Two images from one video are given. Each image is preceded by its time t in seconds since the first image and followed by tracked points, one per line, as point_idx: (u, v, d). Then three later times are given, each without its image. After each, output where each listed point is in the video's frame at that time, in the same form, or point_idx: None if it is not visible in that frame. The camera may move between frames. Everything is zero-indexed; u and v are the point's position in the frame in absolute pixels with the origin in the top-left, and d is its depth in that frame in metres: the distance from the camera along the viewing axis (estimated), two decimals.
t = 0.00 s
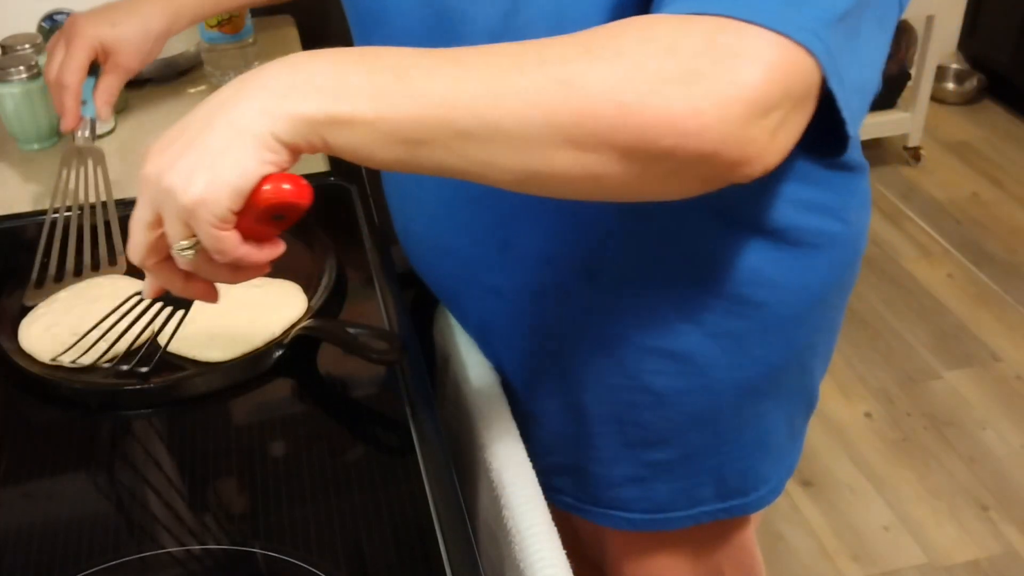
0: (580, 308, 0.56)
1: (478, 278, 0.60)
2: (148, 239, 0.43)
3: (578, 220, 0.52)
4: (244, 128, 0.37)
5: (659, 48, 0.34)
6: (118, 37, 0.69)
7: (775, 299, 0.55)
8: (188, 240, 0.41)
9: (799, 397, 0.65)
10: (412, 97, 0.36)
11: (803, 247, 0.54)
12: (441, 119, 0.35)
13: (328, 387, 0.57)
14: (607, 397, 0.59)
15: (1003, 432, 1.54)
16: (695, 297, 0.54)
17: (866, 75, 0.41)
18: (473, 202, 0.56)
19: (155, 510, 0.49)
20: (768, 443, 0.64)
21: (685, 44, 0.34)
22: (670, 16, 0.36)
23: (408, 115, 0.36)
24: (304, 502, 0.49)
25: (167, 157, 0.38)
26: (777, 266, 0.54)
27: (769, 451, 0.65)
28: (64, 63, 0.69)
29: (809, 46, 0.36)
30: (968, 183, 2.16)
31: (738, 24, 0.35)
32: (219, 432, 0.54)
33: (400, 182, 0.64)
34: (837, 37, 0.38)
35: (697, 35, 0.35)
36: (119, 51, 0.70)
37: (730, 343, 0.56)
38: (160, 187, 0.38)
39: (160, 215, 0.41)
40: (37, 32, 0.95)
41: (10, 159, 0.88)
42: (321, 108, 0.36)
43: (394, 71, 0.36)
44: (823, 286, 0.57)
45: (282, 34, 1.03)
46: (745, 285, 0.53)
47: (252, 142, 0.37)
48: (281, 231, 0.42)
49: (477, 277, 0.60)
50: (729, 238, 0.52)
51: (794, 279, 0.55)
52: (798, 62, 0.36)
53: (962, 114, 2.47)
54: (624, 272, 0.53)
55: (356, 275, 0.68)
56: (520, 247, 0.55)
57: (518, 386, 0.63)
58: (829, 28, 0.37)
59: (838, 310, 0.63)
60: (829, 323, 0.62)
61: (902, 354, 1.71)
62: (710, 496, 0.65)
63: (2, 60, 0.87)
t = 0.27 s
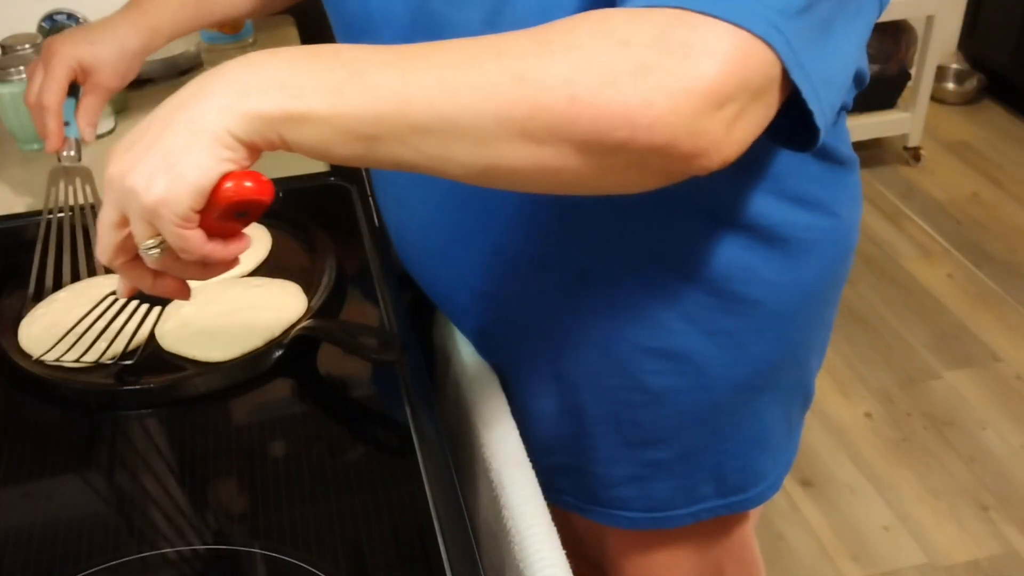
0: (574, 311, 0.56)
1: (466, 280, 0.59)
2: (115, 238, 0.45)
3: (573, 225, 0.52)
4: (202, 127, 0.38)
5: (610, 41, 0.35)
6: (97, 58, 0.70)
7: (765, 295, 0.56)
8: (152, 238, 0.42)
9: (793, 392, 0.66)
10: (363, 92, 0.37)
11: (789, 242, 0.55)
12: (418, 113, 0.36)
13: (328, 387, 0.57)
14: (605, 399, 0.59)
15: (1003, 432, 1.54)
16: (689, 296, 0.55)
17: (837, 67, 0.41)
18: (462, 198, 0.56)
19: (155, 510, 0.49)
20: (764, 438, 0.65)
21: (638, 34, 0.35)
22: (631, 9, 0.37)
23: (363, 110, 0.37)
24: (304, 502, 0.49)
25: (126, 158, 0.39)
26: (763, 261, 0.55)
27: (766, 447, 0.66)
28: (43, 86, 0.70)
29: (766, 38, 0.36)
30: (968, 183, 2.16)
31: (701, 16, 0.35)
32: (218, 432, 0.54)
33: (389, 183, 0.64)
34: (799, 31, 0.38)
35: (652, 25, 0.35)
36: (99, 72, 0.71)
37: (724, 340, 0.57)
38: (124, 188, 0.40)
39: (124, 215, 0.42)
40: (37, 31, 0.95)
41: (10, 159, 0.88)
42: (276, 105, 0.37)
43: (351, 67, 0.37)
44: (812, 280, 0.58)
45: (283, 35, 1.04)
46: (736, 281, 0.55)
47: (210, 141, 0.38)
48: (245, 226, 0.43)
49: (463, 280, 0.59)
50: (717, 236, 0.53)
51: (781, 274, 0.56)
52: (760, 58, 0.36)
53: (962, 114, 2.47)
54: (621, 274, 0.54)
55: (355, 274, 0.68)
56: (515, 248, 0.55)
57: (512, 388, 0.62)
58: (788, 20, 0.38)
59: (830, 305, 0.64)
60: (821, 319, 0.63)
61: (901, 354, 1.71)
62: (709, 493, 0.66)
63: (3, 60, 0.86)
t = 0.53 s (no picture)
0: (571, 312, 0.56)
1: (459, 284, 0.58)
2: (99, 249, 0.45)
3: (571, 227, 0.52)
4: (183, 139, 0.38)
5: (589, 43, 0.36)
6: (90, 82, 0.70)
7: (761, 294, 0.56)
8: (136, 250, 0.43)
9: (790, 391, 0.66)
10: (340, 101, 0.37)
11: (784, 240, 0.56)
12: (407, 113, 0.36)
13: (328, 387, 0.57)
14: (602, 400, 0.59)
15: (1002, 432, 1.54)
16: (685, 296, 0.55)
17: (818, 66, 0.41)
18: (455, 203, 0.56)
19: (155, 510, 0.49)
20: (761, 437, 0.65)
21: (615, 37, 0.36)
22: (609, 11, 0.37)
23: (343, 116, 0.37)
24: (304, 503, 0.49)
25: (108, 172, 0.40)
26: (757, 260, 0.55)
27: (764, 445, 0.66)
28: (37, 114, 0.69)
29: (743, 38, 0.36)
30: (968, 183, 2.16)
31: (681, 18, 0.36)
32: (218, 432, 0.54)
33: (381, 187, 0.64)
34: (779, 31, 0.38)
35: (629, 28, 0.36)
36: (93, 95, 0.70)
37: (720, 339, 0.57)
38: (107, 202, 0.40)
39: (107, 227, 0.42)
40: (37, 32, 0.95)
41: (11, 159, 0.88)
42: (254, 117, 0.38)
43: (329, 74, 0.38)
44: (808, 279, 0.58)
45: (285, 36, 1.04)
46: (732, 281, 0.55)
47: (189, 153, 0.39)
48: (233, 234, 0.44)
49: (455, 283, 0.59)
50: (712, 237, 0.53)
51: (776, 273, 0.56)
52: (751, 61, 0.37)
53: (963, 114, 2.47)
54: (618, 275, 0.54)
55: (354, 275, 0.68)
56: (511, 250, 0.55)
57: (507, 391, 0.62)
58: (768, 21, 0.37)
59: (826, 304, 0.64)
60: (818, 318, 0.63)
61: (902, 354, 1.71)
62: (708, 492, 0.66)
63: (3, 60, 0.86)
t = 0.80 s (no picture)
0: (570, 313, 0.56)
1: (460, 287, 0.58)
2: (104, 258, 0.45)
3: (571, 229, 0.52)
4: (189, 150, 0.38)
5: (590, 52, 0.36)
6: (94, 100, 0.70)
7: (761, 294, 0.56)
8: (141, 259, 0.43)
9: (791, 390, 0.66)
10: (344, 113, 0.37)
11: (783, 241, 0.56)
12: (409, 121, 0.36)
13: (328, 388, 0.57)
14: (603, 401, 0.59)
15: (1003, 432, 1.54)
16: (685, 297, 0.55)
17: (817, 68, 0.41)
18: (457, 209, 0.56)
19: (155, 510, 0.49)
20: (762, 436, 0.65)
21: (616, 46, 0.36)
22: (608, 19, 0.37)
23: (348, 126, 0.37)
24: (304, 503, 0.49)
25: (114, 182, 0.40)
26: (756, 261, 0.55)
27: (764, 444, 0.66)
28: (39, 133, 0.69)
29: (744, 44, 0.36)
30: (968, 183, 2.16)
31: (684, 25, 0.36)
32: (219, 432, 0.54)
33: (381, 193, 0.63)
34: (779, 35, 0.38)
35: (628, 37, 0.36)
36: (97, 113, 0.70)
37: (720, 339, 0.57)
38: (112, 211, 0.40)
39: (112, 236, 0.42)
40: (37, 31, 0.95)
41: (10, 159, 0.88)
42: (261, 129, 0.38)
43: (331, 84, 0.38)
44: (807, 279, 0.58)
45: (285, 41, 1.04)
46: (732, 281, 0.55)
47: (194, 163, 0.39)
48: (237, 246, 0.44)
49: (457, 287, 0.59)
50: (712, 237, 0.53)
51: (776, 273, 0.56)
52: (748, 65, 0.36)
53: (963, 114, 2.47)
54: (620, 277, 0.54)
55: (353, 275, 0.68)
56: (511, 251, 0.54)
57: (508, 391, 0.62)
58: (769, 27, 0.37)
59: (825, 303, 0.64)
60: (817, 317, 0.63)
61: (902, 354, 1.71)
62: (708, 491, 0.66)
63: (3, 61, 0.86)
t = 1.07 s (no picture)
0: (571, 313, 0.56)
1: (462, 289, 0.58)
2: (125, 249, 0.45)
3: (574, 229, 0.52)
4: (209, 139, 0.38)
5: (612, 56, 0.36)
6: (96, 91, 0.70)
7: (763, 293, 0.56)
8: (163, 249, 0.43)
9: (792, 388, 0.66)
10: (367, 110, 0.37)
11: (784, 240, 0.56)
12: (436, 122, 0.36)
13: (328, 387, 0.57)
14: (604, 400, 0.59)
15: (1003, 432, 1.54)
16: (687, 296, 0.55)
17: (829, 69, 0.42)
18: (461, 207, 0.55)
19: (156, 509, 0.49)
20: (763, 434, 0.65)
21: (639, 50, 0.36)
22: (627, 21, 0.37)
23: (370, 127, 0.37)
24: (304, 503, 0.49)
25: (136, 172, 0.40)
26: (759, 260, 0.55)
27: (766, 443, 0.66)
28: (42, 125, 0.69)
29: (762, 50, 0.36)
30: (968, 183, 2.16)
31: (703, 29, 0.36)
32: (219, 432, 0.54)
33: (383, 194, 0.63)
34: (795, 39, 0.38)
35: (652, 41, 0.36)
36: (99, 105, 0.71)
37: (720, 339, 0.57)
38: (133, 200, 0.40)
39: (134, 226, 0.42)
40: (37, 31, 0.95)
41: (10, 159, 0.88)
42: (282, 118, 0.38)
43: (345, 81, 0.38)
44: (808, 278, 0.58)
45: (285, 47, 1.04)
46: (734, 281, 0.55)
47: (217, 152, 0.38)
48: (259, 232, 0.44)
49: (460, 288, 0.59)
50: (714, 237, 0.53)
51: (777, 273, 0.56)
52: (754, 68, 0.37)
53: (963, 114, 2.47)
54: (623, 277, 0.54)
55: (354, 275, 0.68)
56: (513, 252, 0.55)
57: (509, 391, 0.62)
58: (786, 31, 0.38)
59: (826, 302, 0.64)
60: (818, 315, 0.63)
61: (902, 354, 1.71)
62: (710, 490, 0.66)
63: (3, 61, 0.87)
